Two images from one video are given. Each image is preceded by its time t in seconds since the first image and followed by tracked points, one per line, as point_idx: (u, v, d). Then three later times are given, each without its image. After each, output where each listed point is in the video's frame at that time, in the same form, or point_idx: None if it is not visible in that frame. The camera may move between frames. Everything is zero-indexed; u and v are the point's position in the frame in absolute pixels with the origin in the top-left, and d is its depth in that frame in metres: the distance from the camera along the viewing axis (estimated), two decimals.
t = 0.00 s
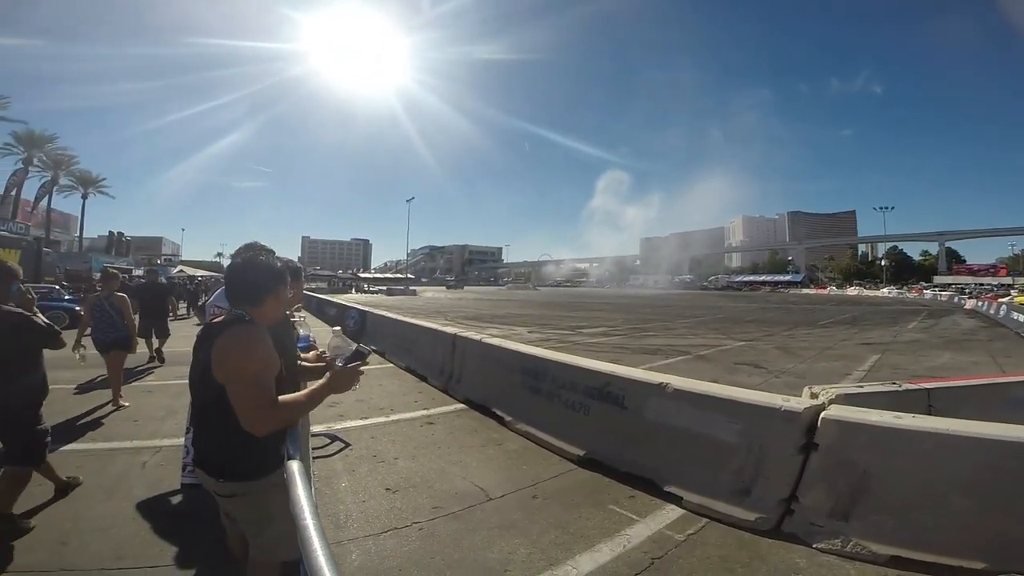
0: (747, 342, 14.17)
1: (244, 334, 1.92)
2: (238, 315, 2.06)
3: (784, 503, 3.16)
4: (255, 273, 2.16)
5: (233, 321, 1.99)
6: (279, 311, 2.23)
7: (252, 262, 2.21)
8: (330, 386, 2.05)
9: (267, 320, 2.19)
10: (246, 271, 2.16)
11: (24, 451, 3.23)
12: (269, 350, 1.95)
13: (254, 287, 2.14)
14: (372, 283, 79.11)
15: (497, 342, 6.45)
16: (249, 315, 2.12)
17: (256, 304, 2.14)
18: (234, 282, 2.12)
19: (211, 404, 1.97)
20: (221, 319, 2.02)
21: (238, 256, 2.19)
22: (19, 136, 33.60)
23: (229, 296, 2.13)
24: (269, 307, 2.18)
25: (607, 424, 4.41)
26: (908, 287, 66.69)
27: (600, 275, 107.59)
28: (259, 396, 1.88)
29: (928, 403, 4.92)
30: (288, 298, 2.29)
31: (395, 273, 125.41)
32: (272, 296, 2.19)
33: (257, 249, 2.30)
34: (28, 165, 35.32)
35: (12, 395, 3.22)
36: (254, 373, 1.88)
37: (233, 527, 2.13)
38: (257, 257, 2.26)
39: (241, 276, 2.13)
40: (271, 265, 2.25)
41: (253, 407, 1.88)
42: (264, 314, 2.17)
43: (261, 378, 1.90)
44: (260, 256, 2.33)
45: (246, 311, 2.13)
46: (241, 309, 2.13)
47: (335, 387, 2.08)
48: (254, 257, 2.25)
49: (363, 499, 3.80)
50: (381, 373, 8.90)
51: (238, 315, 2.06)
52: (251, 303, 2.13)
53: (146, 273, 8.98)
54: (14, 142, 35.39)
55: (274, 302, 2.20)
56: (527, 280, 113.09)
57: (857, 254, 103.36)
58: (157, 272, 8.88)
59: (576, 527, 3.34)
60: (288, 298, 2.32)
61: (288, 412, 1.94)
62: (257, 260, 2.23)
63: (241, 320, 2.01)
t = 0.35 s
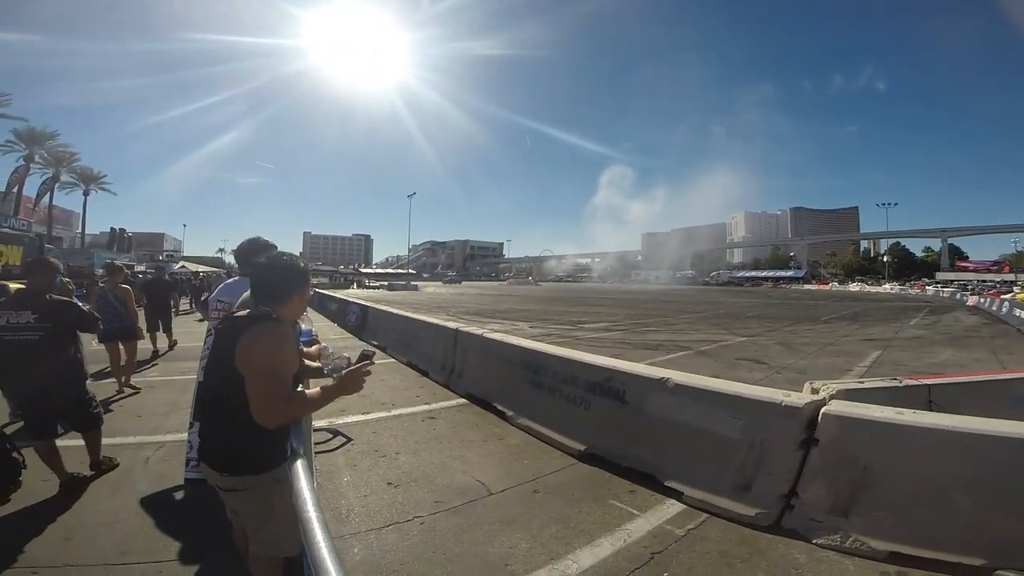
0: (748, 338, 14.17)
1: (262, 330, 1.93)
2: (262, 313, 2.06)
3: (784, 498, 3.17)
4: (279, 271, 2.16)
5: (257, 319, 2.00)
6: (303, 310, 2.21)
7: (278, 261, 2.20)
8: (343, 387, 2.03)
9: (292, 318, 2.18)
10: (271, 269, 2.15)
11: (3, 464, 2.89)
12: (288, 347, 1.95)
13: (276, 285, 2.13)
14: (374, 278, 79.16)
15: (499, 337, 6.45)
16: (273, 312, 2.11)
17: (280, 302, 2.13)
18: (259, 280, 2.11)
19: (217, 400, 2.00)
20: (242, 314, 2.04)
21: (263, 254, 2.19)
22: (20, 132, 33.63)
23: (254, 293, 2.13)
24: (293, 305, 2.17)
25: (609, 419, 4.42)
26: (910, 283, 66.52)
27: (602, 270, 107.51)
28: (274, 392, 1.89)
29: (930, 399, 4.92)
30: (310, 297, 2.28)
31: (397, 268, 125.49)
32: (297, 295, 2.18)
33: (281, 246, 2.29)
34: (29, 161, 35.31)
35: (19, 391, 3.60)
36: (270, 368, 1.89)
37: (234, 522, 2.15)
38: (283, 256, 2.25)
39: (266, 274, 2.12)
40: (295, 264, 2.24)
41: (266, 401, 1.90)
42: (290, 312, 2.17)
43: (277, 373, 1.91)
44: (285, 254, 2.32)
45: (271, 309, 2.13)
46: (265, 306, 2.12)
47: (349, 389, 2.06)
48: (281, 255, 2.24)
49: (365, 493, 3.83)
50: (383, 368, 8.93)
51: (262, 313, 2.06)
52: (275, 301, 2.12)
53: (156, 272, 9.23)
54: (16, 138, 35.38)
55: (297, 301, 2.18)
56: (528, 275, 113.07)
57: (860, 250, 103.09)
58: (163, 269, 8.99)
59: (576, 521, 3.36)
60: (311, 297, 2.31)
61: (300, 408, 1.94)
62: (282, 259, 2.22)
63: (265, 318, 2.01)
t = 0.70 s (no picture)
0: (747, 335, 14.18)
1: (273, 329, 1.93)
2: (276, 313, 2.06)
3: (782, 496, 3.18)
4: (292, 272, 2.15)
5: (272, 318, 1.99)
6: (315, 310, 2.21)
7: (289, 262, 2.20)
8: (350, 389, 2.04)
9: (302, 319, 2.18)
10: (284, 271, 2.15)
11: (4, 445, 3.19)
12: (302, 346, 1.94)
13: (288, 284, 2.12)
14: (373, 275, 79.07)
15: (498, 334, 6.45)
16: (286, 312, 2.11)
17: (294, 303, 2.13)
18: (273, 280, 2.11)
19: (217, 396, 1.99)
20: (256, 313, 2.03)
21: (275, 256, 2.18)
22: (18, 130, 33.60)
23: (267, 292, 2.12)
24: (306, 306, 2.17)
25: (607, 416, 4.43)
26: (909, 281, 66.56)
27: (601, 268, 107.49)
28: (284, 389, 1.89)
29: (928, 397, 4.93)
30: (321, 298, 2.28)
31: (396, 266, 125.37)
32: (310, 296, 2.18)
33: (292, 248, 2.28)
34: (26, 158, 35.14)
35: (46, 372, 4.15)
36: (283, 367, 1.89)
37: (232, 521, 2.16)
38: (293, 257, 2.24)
39: (280, 275, 2.12)
40: (305, 267, 2.24)
41: (276, 398, 1.89)
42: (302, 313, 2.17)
43: (288, 372, 1.90)
44: (296, 254, 2.32)
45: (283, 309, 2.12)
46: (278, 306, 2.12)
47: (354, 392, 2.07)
48: (292, 257, 2.24)
49: (364, 491, 3.83)
50: (382, 365, 8.92)
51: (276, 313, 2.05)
52: (289, 302, 2.12)
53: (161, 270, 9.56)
54: (13, 134, 35.23)
55: (310, 301, 2.17)
56: (527, 273, 113.07)
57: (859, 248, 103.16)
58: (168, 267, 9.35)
59: (574, 518, 3.37)
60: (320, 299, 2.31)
61: (306, 407, 1.94)
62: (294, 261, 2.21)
63: (280, 318, 2.01)
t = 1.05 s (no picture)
0: (743, 335, 14.21)
1: (270, 330, 1.92)
2: (271, 315, 2.05)
3: (777, 496, 3.19)
4: (286, 274, 2.15)
5: (268, 320, 1.99)
6: (311, 312, 2.20)
7: (282, 265, 2.19)
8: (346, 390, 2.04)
9: (298, 321, 2.17)
10: (279, 273, 2.14)
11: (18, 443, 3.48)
12: (298, 346, 1.94)
13: (285, 286, 2.12)
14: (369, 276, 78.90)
15: (494, 335, 6.45)
16: (280, 314, 2.10)
17: (289, 304, 2.12)
18: (267, 282, 2.10)
19: (212, 398, 1.98)
20: (251, 315, 2.03)
21: (270, 258, 2.18)
22: (12, 131, 33.39)
23: (261, 294, 2.11)
24: (301, 308, 2.16)
25: (603, 416, 4.43)
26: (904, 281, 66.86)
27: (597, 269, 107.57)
28: (280, 390, 1.89)
29: (923, 397, 4.95)
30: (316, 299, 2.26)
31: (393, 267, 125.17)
32: (305, 298, 2.17)
33: (286, 251, 2.27)
34: (20, 160, 34.91)
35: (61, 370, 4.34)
36: (278, 368, 1.89)
37: (227, 523, 2.14)
38: (287, 259, 2.23)
39: (274, 277, 2.11)
40: (300, 269, 2.23)
41: (271, 398, 1.89)
42: (297, 316, 2.15)
43: (283, 373, 1.90)
44: (290, 257, 2.31)
45: (278, 311, 2.11)
46: (273, 309, 2.11)
47: (350, 393, 2.06)
48: (286, 259, 2.22)
49: (360, 492, 3.82)
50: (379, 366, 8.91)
51: (272, 315, 2.05)
52: (284, 304, 2.11)
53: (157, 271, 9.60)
54: (8, 136, 35.04)
55: (306, 302, 2.16)
56: (524, 273, 113.01)
57: (854, 248, 103.58)
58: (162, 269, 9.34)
59: (571, 519, 3.37)
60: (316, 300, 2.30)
61: (302, 408, 1.93)
62: (288, 263, 2.20)
63: (275, 319, 2.00)
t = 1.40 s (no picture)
0: (742, 334, 14.22)
1: (266, 329, 1.92)
2: (268, 314, 2.05)
3: (776, 494, 3.19)
4: (283, 273, 2.14)
5: (265, 319, 1.98)
6: (309, 311, 2.19)
7: (279, 264, 2.17)
8: (343, 390, 2.03)
9: (295, 320, 2.17)
10: (275, 272, 2.13)
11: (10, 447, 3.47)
12: (295, 345, 1.93)
13: (281, 285, 2.11)
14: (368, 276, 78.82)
15: (493, 334, 6.44)
16: (277, 313, 2.09)
17: (286, 303, 2.11)
18: (263, 280, 2.09)
19: (209, 397, 1.98)
20: (248, 314, 2.02)
21: (266, 256, 2.17)
22: (9, 131, 33.25)
23: (258, 293, 2.11)
24: (298, 307, 2.15)
25: (602, 414, 4.43)
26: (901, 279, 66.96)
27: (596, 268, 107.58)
28: (276, 388, 1.88)
29: (922, 395, 4.96)
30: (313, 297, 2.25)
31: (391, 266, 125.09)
32: (302, 296, 2.16)
33: (282, 249, 2.26)
34: (17, 160, 34.78)
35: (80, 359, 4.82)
36: (275, 366, 1.88)
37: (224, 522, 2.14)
38: (284, 258, 2.22)
39: (270, 275, 2.11)
40: (296, 268, 2.22)
41: (267, 397, 1.88)
42: (294, 314, 2.15)
43: (280, 372, 1.89)
44: (287, 255, 2.30)
45: (276, 310, 2.11)
46: (270, 308, 2.10)
47: (348, 393, 2.05)
48: (282, 258, 2.21)
49: (359, 491, 3.82)
50: (378, 366, 8.90)
51: (269, 314, 2.04)
52: (281, 302, 2.10)
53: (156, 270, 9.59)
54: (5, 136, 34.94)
55: (303, 301, 2.16)
56: (523, 272, 112.96)
57: (852, 246, 103.68)
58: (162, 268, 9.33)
59: (570, 518, 3.37)
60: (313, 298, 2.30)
61: (299, 407, 1.93)
62: (284, 262, 2.19)
63: (272, 318, 2.00)
